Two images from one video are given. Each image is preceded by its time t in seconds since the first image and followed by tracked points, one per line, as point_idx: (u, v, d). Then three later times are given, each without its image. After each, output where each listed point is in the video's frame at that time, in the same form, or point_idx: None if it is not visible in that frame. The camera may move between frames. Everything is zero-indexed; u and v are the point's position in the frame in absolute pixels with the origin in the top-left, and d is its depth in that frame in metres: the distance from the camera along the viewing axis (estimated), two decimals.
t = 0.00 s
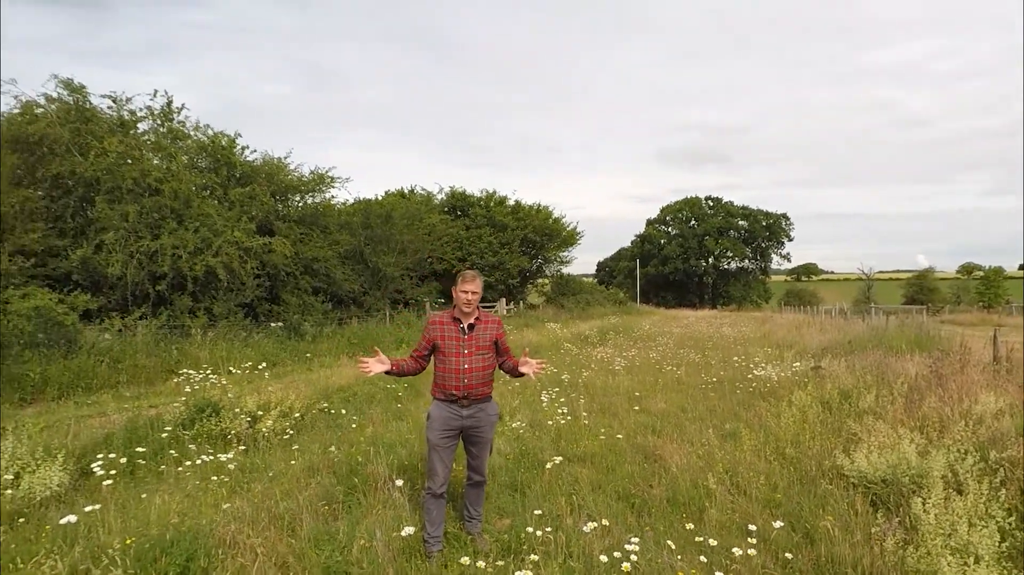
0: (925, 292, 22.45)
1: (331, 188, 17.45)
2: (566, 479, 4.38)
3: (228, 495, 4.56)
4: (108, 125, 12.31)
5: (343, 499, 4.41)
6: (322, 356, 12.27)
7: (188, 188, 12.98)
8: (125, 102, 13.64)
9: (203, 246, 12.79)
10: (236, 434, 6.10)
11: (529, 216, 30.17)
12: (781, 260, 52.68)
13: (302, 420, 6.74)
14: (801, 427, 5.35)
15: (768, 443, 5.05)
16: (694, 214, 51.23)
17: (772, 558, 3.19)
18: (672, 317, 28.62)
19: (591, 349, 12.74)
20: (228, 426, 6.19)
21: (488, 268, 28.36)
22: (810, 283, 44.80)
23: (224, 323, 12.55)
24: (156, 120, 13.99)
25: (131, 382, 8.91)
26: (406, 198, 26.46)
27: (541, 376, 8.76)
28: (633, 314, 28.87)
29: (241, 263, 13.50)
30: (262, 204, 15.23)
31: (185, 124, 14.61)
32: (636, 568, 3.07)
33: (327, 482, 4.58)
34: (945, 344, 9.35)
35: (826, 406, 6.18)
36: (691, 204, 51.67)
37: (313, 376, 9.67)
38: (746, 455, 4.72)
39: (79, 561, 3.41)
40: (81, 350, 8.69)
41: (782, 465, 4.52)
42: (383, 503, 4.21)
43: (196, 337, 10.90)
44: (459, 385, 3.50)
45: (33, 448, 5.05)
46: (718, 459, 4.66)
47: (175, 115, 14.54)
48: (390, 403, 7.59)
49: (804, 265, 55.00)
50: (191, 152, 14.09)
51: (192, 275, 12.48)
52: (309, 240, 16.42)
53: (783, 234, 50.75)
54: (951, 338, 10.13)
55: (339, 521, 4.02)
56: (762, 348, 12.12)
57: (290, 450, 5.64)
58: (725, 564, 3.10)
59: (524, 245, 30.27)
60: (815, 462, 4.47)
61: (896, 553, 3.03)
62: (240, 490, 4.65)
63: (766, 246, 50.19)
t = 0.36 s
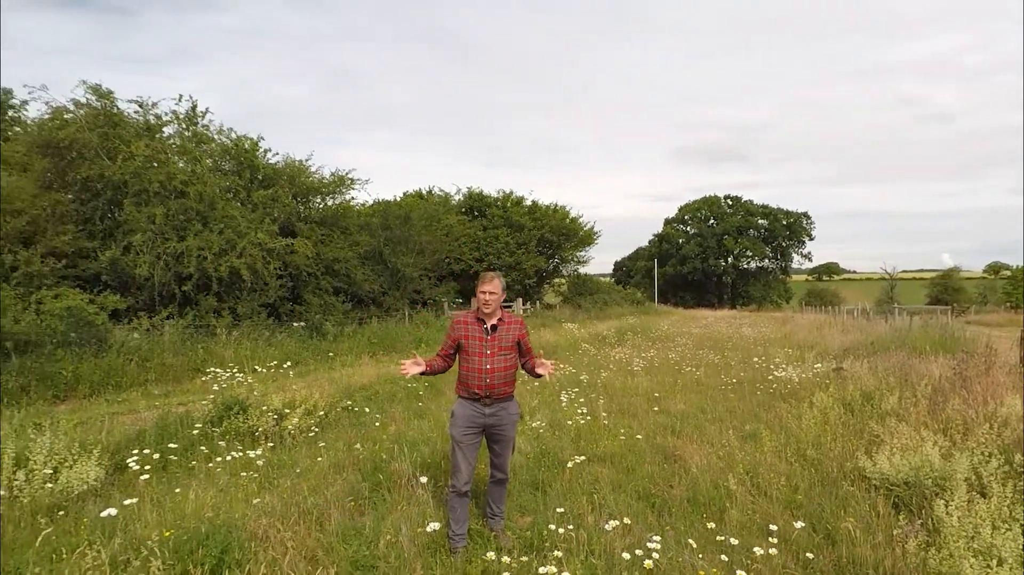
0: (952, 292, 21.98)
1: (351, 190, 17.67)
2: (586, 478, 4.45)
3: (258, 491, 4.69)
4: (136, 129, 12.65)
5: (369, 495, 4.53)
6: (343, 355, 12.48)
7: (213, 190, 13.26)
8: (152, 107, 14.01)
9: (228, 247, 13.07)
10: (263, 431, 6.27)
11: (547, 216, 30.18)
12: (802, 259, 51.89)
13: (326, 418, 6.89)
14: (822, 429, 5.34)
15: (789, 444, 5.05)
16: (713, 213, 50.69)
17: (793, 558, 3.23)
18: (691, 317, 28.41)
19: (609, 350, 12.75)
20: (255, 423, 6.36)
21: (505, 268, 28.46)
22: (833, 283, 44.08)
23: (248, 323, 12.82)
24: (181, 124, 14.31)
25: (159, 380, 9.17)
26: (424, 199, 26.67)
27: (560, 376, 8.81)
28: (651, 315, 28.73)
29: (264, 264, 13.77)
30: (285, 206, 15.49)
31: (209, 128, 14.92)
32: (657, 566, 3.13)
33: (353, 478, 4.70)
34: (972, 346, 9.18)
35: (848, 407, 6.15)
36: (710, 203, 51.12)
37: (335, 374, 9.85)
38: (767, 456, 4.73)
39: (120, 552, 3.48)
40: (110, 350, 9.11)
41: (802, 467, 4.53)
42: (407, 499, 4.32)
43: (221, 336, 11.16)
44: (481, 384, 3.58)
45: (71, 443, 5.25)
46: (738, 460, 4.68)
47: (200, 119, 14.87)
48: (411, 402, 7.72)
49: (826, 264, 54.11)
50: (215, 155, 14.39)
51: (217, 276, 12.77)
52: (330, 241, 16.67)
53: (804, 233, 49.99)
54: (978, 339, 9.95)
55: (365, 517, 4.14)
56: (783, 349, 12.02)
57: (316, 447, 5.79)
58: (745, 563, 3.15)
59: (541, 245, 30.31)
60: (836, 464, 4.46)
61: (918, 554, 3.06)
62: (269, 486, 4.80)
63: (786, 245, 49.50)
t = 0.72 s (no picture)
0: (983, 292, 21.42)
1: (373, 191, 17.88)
2: (608, 478, 4.48)
3: (285, 486, 4.83)
4: (164, 133, 12.99)
5: (393, 492, 4.63)
6: (366, 354, 12.67)
7: (239, 193, 13.55)
8: (180, 111, 14.36)
9: (253, 248, 13.35)
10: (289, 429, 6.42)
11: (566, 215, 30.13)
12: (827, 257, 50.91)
13: (350, 417, 7.03)
14: (847, 431, 5.28)
15: (813, 446, 5.01)
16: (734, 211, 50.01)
17: (817, 560, 3.25)
18: (713, 317, 28.11)
19: (629, 350, 12.72)
20: (282, 421, 6.52)
21: (524, 267, 28.51)
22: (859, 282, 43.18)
23: (273, 322, 13.10)
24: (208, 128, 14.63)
25: (188, 377, 9.42)
26: (444, 200, 26.86)
27: (581, 376, 8.83)
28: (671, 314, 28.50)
29: (289, 264, 14.02)
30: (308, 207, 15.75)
31: (234, 131, 15.24)
32: (680, 566, 3.17)
33: (377, 476, 4.80)
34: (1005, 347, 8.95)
35: (874, 410, 6.06)
36: (732, 201, 50.44)
37: (358, 373, 10.00)
38: (790, 457, 4.71)
39: (155, 545, 3.57)
40: (141, 348, 9.41)
41: (826, 469, 4.50)
42: (431, 498, 4.40)
43: (247, 335, 11.42)
44: (499, 385, 3.66)
45: (107, 439, 5.44)
46: (761, 461, 4.66)
47: (226, 123, 15.21)
48: (432, 401, 7.82)
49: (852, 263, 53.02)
50: (241, 158, 14.69)
51: (243, 276, 13.06)
52: (353, 242, 16.91)
53: (829, 231, 49.04)
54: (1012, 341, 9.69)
55: (389, 513, 4.23)
56: (807, 349, 11.85)
57: (341, 444, 5.92)
58: (769, 565, 3.17)
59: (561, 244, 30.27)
60: (861, 466, 4.43)
61: (944, 558, 3.08)
62: (296, 482, 4.92)
63: (810, 243, 48.63)
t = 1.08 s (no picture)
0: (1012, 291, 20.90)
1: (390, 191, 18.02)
2: (624, 478, 4.48)
3: (305, 484, 4.90)
4: (186, 135, 13.24)
5: (410, 490, 4.68)
6: (383, 353, 12.79)
7: (260, 194, 13.78)
8: (201, 114, 14.63)
9: (273, 249, 13.56)
10: (308, 426, 6.52)
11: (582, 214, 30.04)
12: (849, 256, 50.00)
13: (368, 415, 7.11)
14: (868, 433, 5.21)
15: (833, 448, 4.95)
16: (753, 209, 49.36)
17: (837, 564, 3.22)
18: (732, 317, 27.79)
19: (645, 350, 12.67)
20: (301, 419, 6.62)
21: (541, 267, 28.49)
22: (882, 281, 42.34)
23: (293, 321, 13.30)
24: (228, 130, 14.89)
25: (210, 375, 9.61)
26: (460, 200, 26.96)
27: (597, 376, 8.82)
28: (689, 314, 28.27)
29: (308, 264, 14.19)
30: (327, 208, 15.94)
31: (254, 133, 15.47)
32: (697, 568, 3.16)
33: (395, 473, 4.86)
34: None
35: (896, 412, 5.96)
36: (751, 199, 49.77)
37: (375, 372, 10.11)
38: (811, 459, 4.66)
39: (179, 539, 3.65)
40: (164, 347, 9.63)
41: (847, 471, 4.44)
42: (448, 496, 4.45)
43: (267, 334, 11.62)
44: (508, 385, 3.68)
45: (132, 435, 5.58)
46: (780, 463, 4.62)
47: (246, 125, 15.45)
48: (449, 400, 7.87)
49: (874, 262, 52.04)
50: (260, 160, 14.91)
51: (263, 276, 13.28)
52: (370, 242, 17.08)
53: (851, 229, 48.17)
54: None
55: (407, 511, 4.28)
56: (828, 350, 11.67)
57: (359, 442, 5.99)
58: (787, 567, 3.16)
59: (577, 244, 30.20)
60: (883, 469, 4.37)
61: (968, 564, 3.04)
62: (315, 479, 5.00)
63: (831, 242, 47.82)
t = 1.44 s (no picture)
0: None
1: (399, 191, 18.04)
2: (633, 479, 4.44)
3: (314, 483, 4.90)
4: (197, 136, 13.33)
5: (418, 489, 4.68)
6: (392, 352, 12.81)
7: (271, 194, 13.86)
8: (213, 115, 14.74)
9: (283, 249, 13.63)
10: (317, 425, 6.55)
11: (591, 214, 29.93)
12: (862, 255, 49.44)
13: (377, 414, 7.12)
14: (881, 434, 5.13)
15: (845, 449, 4.89)
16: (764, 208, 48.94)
17: (849, 566, 3.18)
18: (743, 317, 27.55)
19: (655, 350, 12.59)
20: (311, 417, 6.64)
21: (550, 267, 28.43)
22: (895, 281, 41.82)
23: (302, 320, 13.37)
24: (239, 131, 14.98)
25: (221, 374, 9.67)
26: (469, 199, 26.97)
27: (606, 376, 8.77)
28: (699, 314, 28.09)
29: (317, 264, 14.25)
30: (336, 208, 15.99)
31: (264, 134, 15.55)
32: (707, 570, 3.13)
33: (403, 472, 4.86)
34: None
35: (910, 413, 5.87)
36: (762, 197, 49.35)
37: (384, 371, 10.13)
38: (823, 460, 4.60)
39: (189, 537, 3.67)
40: (175, 346, 9.71)
41: (859, 472, 4.38)
42: (455, 495, 4.44)
43: (278, 333, 11.69)
44: (506, 387, 3.67)
45: (144, 433, 5.63)
46: (792, 464, 4.56)
47: (256, 126, 15.53)
48: (457, 399, 7.86)
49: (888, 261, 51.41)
50: (271, 160, 14.99)
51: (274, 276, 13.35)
52: (380, 242, 17.12)
53: (864, 228, 47.63)
54: None
55: (415, 510, 4.28)
56: (841, 350, 11.53)
57: (368, 441, 6.00)
58: (799, 570, 3.12)
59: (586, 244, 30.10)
60: (896, 470, 4.30)
61: (985, 568, 2.98)
62: (324, 478, 5.01)
63: (844, 241, 47.30)
